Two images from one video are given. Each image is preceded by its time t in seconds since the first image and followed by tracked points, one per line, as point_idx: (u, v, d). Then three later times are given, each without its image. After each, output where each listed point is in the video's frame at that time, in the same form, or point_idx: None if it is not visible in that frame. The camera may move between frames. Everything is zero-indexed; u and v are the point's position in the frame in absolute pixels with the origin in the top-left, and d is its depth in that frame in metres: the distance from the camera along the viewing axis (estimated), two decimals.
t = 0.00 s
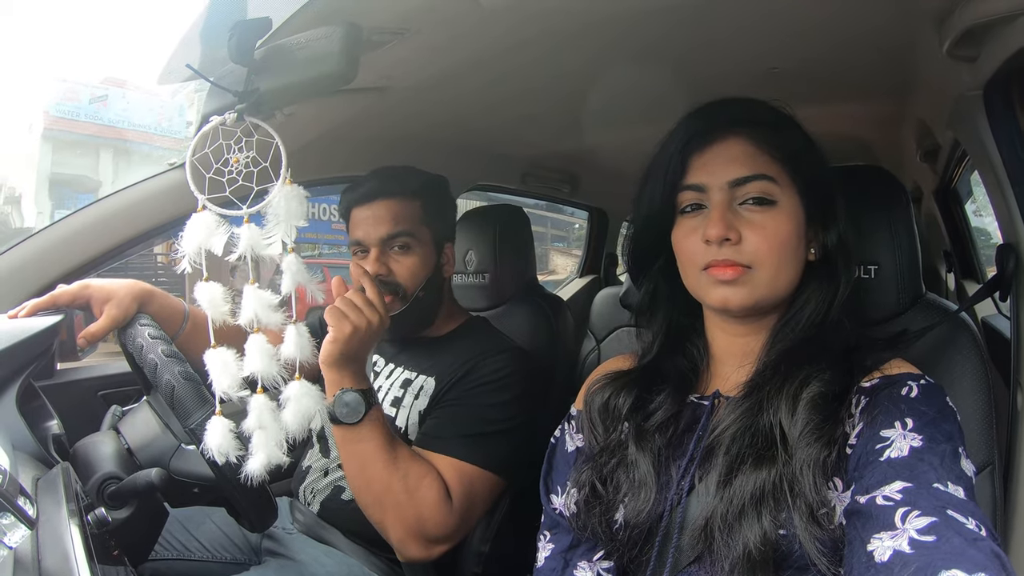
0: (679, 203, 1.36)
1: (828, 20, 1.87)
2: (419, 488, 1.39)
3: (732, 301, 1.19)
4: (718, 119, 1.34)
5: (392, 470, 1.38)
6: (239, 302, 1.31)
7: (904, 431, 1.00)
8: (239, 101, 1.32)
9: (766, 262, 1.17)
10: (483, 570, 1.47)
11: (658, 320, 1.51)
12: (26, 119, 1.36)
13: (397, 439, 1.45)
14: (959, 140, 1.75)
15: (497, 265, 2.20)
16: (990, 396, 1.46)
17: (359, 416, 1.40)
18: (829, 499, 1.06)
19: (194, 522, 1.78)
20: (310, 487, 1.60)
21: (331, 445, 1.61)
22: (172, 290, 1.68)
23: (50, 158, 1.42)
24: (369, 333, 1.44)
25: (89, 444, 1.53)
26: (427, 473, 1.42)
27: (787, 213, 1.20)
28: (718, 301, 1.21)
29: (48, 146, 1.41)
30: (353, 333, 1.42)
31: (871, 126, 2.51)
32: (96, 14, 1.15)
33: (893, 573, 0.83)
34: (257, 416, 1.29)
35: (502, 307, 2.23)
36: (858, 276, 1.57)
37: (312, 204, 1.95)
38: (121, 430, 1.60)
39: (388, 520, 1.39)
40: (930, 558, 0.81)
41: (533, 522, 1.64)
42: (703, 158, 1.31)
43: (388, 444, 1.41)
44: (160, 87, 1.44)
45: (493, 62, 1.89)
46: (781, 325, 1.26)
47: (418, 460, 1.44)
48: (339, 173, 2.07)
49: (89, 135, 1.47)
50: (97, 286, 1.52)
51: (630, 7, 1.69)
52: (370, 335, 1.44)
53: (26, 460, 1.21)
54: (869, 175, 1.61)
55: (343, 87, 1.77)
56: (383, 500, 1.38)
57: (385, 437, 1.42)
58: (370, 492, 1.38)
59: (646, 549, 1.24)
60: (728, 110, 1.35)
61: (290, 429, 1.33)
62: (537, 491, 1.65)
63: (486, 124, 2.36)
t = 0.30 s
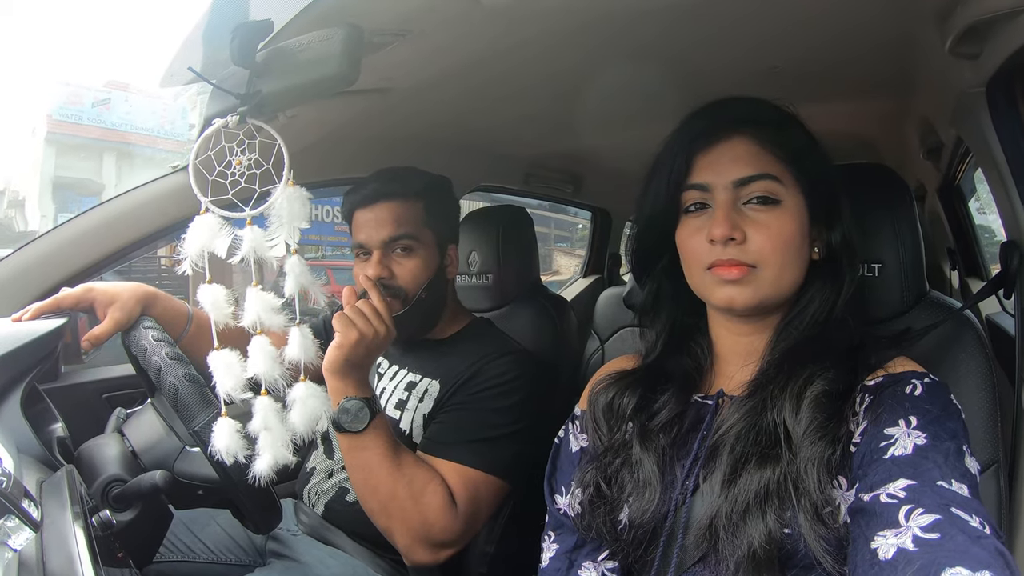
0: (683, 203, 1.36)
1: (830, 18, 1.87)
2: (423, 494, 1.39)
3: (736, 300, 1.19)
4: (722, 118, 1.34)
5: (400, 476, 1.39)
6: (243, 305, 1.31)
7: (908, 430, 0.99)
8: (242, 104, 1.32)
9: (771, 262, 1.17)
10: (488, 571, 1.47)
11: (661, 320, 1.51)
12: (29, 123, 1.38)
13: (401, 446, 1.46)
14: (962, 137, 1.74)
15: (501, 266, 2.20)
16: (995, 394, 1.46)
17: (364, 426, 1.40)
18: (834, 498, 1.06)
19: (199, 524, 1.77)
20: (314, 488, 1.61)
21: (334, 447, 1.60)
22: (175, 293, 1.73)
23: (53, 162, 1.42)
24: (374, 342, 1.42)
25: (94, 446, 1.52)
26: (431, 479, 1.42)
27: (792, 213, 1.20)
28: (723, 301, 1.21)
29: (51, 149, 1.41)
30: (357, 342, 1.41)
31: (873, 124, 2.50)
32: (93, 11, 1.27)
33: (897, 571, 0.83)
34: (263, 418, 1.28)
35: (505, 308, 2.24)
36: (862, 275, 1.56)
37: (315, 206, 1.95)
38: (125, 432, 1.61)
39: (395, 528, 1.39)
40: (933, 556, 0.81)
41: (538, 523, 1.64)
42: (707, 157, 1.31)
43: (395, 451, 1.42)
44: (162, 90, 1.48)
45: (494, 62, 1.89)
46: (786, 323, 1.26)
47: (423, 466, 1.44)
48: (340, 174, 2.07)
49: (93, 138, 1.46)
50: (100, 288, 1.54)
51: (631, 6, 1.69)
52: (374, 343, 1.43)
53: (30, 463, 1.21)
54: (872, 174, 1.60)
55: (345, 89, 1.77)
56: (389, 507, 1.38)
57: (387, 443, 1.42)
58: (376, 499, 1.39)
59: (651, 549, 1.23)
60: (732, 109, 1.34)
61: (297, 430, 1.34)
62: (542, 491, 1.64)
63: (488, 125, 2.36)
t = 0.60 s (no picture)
0: (688, 201, 1.35)
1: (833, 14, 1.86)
2: (432, 491, 1.39)
3: (742, 298, 1.19)
4: (727, 116, 1.33)
5: (411, 472, 1.39)
6: (248, 306, 1.30)
7: (914, 425, 0.99)
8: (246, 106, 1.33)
9: (777, 260, 1.17)
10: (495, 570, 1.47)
11: (668, 318, 1.50)
12: (36, 128, 1.41)
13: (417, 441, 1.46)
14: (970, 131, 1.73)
15: (507, 266, 2.20)
16: (1004, 390, 1.45)
17: (380, 419, 1.41)
18: (841, 494, 1.06)
19: (207, 525, 1.78)
20: (322, 489, 1.60)
21: (342, 448, 1.61)
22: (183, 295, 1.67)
23: (60, 166, 1.46)
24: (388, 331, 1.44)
25: (102, 447, 1.54)
26: (441, 476, 1.42)
27: (798, 210, 1.20)
28: (729, 299, 1.21)
29: (58, 153, 1.45)
30: (366, 330, 1.42)
31: (880, 119, 2.49)
32: (98, 12, 1.26)
33: (901, 567, 0.83)
34: (268, 418, 1.29)
35: (511, 308, 2.24)
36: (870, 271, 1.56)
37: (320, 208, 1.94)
38: (133, 433, 1.59)
39: (405, 523, 1.40)
40: (936, 552, 0.81)
41: (545, 522, 1.64)
42: (711, 156, 1.31)
43: (410, 446, 1.42)
44: (166, 93, 1.49)
45: (496, 61, 1.88)
46: (792, 320, 1.26)
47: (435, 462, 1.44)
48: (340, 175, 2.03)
49: (100, 142, 1.51)
50: (108, 291, 1.53)
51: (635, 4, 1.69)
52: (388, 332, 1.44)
53: (38, 465, 1.20)
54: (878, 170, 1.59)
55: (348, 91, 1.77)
56: (398, 504, 1.39)
57: (401, 439, 1.41)
58: (386, 494, 1.39)
59: (658, 546, 1.23)
60: (737, 107, 1.34)
61: (301, 429, 1.35)
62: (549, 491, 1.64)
63: (492, 124, 2.35)
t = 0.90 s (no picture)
0: (701, 197, 1.34)
1: (842, 8, 1.85)
2: (444, 490, 1.38)
3: (756, 294, 1.18)
4: (739, 111, 1.32)
5: (422, 468, 1.39)
6: (261, 305, 1.31)
7: (927, 417, 0.99)
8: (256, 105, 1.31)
9: (790, 255, 1.16)
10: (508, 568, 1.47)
11: (681, 314, 1.49)
12: (47, 130, 1.41)
13: (431, 438, 1.46)
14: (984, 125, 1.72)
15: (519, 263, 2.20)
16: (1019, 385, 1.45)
17: (394, 412, 1.41)
18: (856, 487, 1.06)
19: (222, 524, 1.79)
20: (337, 487, 1.60)
21: (356, 445, 1.61)
22: (196, 295, 1.66)
23: (72, 168, 1.46)
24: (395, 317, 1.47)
25: (117, 447, 1.54)
26: (455, 474, 1.41)
27: (811, 205, 1.19)
28: (742, 295, 1.20)
29: (70, 154, 1.45)
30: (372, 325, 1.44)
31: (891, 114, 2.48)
32: (105, 12, 1.29)
33: (913, 559, 0.84)
34: (285, 417, 1.29)
35: (524, 305, 2.23)
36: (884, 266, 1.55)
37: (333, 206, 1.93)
38: (147, 433, 1.61)
39: (418, 520, 1.40)
40: (947, 542, 0.82)
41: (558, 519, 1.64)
42: (724, 151, 1.30)
43: (422, 442, 1.42)
44: (178, 92, 1.52)
45: (505, 59, 1.88)
46: (806, 315, 1.25)
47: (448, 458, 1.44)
48: (346, 174, 2.01)
49: (111, 143, 1.51)
50: (120, 291, 1.53)
51: None
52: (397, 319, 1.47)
53: (54, 464, 1.21)
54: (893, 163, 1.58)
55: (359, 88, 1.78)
56: (411, 500, 1.39)
57: (414, 436, 1.42)
58: (400, 490, 1.39)
59: (672, 541, 1.23)
60: (748, 102, 1.33)
61: (317, 429, 1.35)
62: (562, 488, 1.64)
63: (501, 123, 2.35)
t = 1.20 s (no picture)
0: (711, 193, 1.34)
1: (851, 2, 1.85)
2: (455, 492, 1.38)
3: (767, 290, 1.18)
4: (749, 107, 1.32)
5: (433, 469, 1.39)
6: (274, 304, 1.31)
7: (940, 414, 0.99)
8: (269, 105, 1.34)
9: (802, 251, 1.16)
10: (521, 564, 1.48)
11: (692, 311, 1.50)
12: (61, 133, 1.49)
13: (444, 439, 1.45)
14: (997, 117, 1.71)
15: (530, 262, 2.21)
16: None
17: (406, 411, 1.42)
18: (869, 483, 1.05)
19: (236, 521, 1.80)
20: (349, 485, 1.62)
21: (368, 444, 1.63)
22: (210, 295, 1.69)
23: (85, 170, 1.51)
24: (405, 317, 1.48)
25: (131, 446, 1.54)
26: (467, 475, 1.41)
27: (822, 200, 1.19)
28: (753, 290, 1.20)
29: (84, 157, 1.52)
30: (375, 323, 1.45)
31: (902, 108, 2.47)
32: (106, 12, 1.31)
33: (924, 557, 0.85)
34: (293, 415, 1.30)
35: (538, 302, 2.23)
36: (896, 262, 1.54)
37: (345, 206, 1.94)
38: (161, 432, 1.62)
39: (428, 520, 1.41)
40: (959, 541, 0.83)
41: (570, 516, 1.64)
42: (734, 147, 1.30)
43: (433, 443, 1.41)
44: (189, 93, 1.58)
45: (514, 55, 1.89)
46: (818, 311, 1.24)
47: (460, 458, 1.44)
48: (361, 173, 2.01)
49: (124, 145, 1.60)
50: (134, 291, 1.54)
51: None
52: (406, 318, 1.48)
53: (69, 463, 1.22)
54: (905, 159, 1.57)
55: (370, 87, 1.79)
56: (423, 500, 1.40)
57: (427, 437, 1.41)
58: (413, 489, 1.40)
59: (684, 538, 1.23)
60: (758, 98, 1.33)
61: (330, 430, 1.36)
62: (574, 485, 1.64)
63: (510, 121, 2.35)
